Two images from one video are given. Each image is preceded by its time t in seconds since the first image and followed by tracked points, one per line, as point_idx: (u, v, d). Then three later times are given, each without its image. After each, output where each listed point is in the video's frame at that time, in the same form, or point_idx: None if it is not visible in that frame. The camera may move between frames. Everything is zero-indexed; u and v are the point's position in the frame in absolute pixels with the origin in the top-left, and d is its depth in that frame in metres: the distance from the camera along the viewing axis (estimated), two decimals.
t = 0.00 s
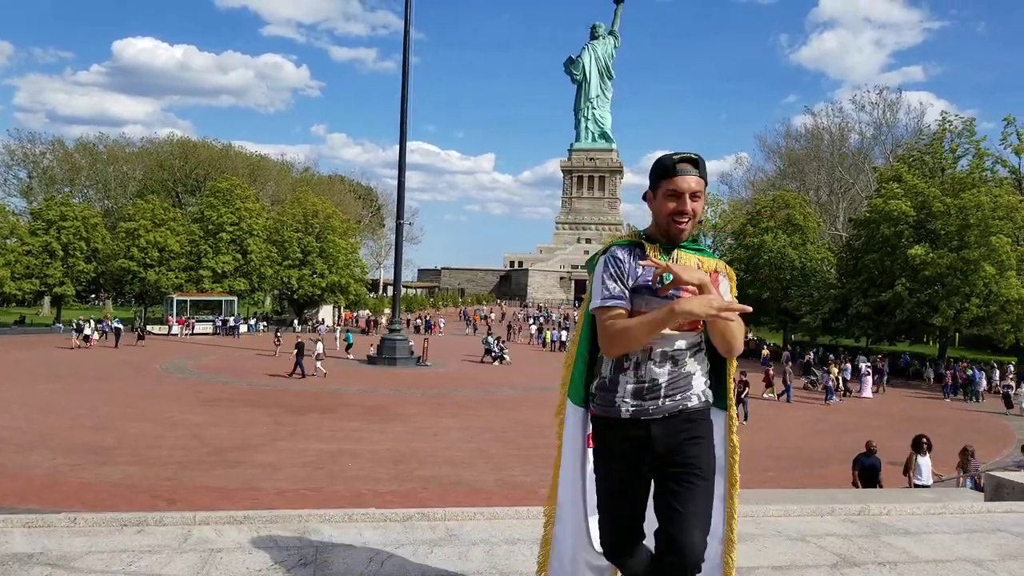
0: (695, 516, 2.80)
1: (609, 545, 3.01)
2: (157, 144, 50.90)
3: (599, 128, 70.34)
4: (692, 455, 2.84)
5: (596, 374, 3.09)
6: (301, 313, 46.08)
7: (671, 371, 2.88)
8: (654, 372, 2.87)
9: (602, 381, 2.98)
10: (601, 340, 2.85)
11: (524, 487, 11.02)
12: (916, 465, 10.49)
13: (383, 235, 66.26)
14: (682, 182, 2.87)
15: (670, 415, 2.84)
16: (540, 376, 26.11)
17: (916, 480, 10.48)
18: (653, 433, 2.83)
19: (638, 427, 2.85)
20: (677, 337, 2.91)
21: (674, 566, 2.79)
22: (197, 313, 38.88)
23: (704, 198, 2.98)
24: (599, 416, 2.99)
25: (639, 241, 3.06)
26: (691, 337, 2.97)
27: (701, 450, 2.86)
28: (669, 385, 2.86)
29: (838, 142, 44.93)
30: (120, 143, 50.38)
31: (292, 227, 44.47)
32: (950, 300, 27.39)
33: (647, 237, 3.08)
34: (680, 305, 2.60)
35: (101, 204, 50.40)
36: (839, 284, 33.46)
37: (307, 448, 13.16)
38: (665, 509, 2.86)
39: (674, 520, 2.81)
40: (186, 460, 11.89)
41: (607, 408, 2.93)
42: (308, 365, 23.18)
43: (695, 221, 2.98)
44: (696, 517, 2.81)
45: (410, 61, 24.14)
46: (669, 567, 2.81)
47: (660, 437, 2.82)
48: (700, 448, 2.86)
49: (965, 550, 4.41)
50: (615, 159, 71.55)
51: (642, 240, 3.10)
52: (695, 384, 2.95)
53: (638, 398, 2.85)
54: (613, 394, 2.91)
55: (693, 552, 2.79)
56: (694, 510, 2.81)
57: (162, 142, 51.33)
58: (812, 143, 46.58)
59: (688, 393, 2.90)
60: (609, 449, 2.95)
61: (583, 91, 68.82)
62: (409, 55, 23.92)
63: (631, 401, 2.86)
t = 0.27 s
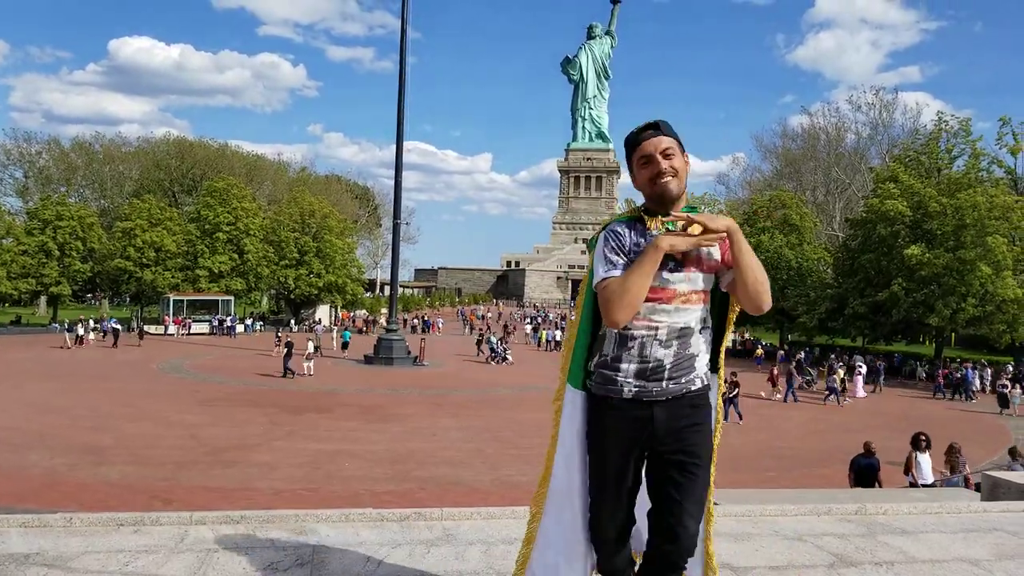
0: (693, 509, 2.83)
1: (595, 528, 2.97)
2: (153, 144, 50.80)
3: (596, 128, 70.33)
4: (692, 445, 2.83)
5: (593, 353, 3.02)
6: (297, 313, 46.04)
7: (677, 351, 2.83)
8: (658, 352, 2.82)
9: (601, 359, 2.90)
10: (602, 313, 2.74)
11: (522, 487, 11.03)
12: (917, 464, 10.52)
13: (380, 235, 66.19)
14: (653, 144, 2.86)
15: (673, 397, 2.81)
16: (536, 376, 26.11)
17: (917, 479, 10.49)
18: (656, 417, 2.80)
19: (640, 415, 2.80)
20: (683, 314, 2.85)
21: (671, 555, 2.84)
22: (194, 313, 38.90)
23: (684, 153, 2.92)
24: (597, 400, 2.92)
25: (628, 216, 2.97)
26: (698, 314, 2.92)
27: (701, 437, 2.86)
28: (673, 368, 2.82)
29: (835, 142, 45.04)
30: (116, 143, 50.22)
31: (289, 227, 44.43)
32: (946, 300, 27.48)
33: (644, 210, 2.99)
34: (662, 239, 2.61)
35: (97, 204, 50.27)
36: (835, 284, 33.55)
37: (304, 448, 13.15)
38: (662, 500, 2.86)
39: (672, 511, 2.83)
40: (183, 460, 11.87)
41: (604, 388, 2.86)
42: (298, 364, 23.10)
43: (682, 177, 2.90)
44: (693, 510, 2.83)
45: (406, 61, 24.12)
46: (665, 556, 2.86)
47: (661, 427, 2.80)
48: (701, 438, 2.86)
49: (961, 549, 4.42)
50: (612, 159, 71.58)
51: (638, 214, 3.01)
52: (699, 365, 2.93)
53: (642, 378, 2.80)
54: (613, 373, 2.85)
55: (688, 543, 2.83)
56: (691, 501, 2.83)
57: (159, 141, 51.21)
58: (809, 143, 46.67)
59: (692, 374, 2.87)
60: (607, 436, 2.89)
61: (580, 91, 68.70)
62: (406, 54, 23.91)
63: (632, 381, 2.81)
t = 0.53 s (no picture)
0: (701, 521, 2.88)
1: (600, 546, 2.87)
2: (155, 143, 50.85)
3: (598, 127, 70.30)
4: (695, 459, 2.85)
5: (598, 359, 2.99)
6: (299, 312, 46.09)
7: (682, 362, 2.81)
8: (664, 362, 2.80)
9: (606, 366, 2.89)
10: (603, 334, 2.76)
11: (523, 486, 11.04)
12: (926, 466, 10.50)
13: (381, 234, 66.19)
14: (648, 153, 2.78)
15: (678, 408, 2.81)
16: (537, 376, 26.10)
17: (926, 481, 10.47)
18: (664, 428, 2.81)
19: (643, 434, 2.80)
20: (687, 325, 2.82)
21: (678, 566, 2.92)
22: (195, 311, 38.99)
23: (682, 158, 2.86)
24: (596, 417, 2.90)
25: (628, 230, 2.97)
26: (702, 323, 2.88)
27: (708, 449, 2.87)
28: (680, 378, 2.81)
29: (838, 141, 44.96)
30: (118, 141, 50.25)
31: (291, 225, 44.47)
32: (949, 300, 27.45)
33: (644, 221, 2.96)
34: (656, 263, 2.57)
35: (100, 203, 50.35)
36: (838, 284, 33.51)
37: (305, 447, 13.16)
38: (670, 511, 2.91)
39: (682, 524, 2.90)
40: (185, 459, 11.88)
41: (610, 396, 2.83)
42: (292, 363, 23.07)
43: (680, 186, 2.86)
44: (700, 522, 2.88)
45: (408, 60, 24.12)
46: (671, 567, 2.94)
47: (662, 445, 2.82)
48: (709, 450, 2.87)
49: (964, 550, 4.42)
50: (614, 158, 71.52)
51: (639, 224, 2.99)
52: (704, 374, 2.91)
53: (646, 387, 2.79)
54: (618, 381, 2.83)
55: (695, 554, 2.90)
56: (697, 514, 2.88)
57: (161, 140, 51.26)
58: (812, 142, 46.60)
59: (698, 384, 2.87)
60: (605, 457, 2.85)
61: (582, 90, 68.62)
62: (408, 54, 23.90)
63: (639, 388, 2.80)
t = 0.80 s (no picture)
0: (711, 529, 2.65)
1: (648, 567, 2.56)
2: (156, 142, 50.89)
3: (599, 128, 70.30)
4: (703, 467, 2.65)
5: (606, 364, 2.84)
6: (301, 312, 46.16)
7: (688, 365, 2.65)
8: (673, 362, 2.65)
9: (613, 372, 2.72)
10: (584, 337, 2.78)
11: (523, 486, 11.04)
12: (934, 466, 10.49)
13: (383, 234, 66.21)
14: (649, 154, 2.73)
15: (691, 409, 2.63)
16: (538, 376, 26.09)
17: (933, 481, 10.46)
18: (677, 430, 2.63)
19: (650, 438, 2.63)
20: (688, 328, 2.68)
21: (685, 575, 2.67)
22: (197, 310, 39.04)
23: (685, 164, 2.78)
24: (609, 426, 2.73)
25: (629, 233, 2.88)
26: (707, 328, 2.73)
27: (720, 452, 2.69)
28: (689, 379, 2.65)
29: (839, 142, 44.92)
30: (120, 141, 50.29)
31: (292, 225, 44.53)
32: (951, 301, 27.44)
33: (642, 225, 2.86)
34: (648, 354, 2.54)
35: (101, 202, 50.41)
36: (839, 285, 33.53)
37: (306, 447, 13.16)
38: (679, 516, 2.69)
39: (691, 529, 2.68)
40: (185, 458, 11.89)
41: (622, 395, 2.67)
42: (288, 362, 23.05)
43: (680, 192, 2.79)
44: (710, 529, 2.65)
45: (410, 59, 24.10)
46: None
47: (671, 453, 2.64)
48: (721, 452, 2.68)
49: (965, 551, 4.42)
50: (615, 158, 71.50)
51: (637, 229, 2.88)
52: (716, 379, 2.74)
53: (656, 389, 2.62)
54: (628, 382, 2.67)
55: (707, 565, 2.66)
56: (708, 528, 2.65)
57: (162, 139, 51.29)
58: (813, 143, 46.57)
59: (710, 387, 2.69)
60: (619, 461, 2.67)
61: (583, 90, 68.56)
62: (409, 53, 23.88)
63: (651, 386, 2.62)
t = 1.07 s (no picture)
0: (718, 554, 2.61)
1: None
2: (157, 138, 50.87)
3: (600, 125, 70.24)
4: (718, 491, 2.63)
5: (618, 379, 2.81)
6: (301, 309, 46.21)
7: (697, 380, 2.61)
8: (679, 383, 2.61)
9: (625, 394, 2.71)
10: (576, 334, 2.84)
11: (524, 482, 11.04)
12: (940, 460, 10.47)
13: (383, 230, 66.20)
14: (667, 150, 2.71)
15: (706, 433, 2.60)
16: (538, 373, 26.08)
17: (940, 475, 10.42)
18: (693, 454, 2.58)
19: (664, 463, 2.57)
20: (694, 339, 2.63)
21: None
22: (197, 307, 39.05)
23: (703, 171, 2.76)
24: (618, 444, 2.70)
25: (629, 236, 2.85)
26: (716, 339, 2.68)
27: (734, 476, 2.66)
28: (700, 396, 2.61)
29: (840, 139, 44.86)
30: (120, 137, 50.25)
31: (293, 222, 44.51)
32: (951, 298, 27.43)
33: (644, 230, 2.81)
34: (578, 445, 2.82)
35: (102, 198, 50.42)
36: (840, 282, 33.54)
37: (307, 443, 13.16)
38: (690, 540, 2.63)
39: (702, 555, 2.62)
40: (186, 454, 11.89)
41: (633, 418, 2.63)
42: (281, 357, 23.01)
43: (691, 197, 2.74)
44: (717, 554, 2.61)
45: (410, 56, 24.06)
46: None
47: (684, 475, 2.59)
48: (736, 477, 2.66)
49: (964, 547, 4.42)
50: (616, 155, 71.42)
51: (640, 234, 2.83)
52: (730, 399, 2.70)
53: (668, 408, 2.59)
54: (639, 405, 2.64)
55: None
56: (715, 551, 2.62)
57: (163, 136, 51.27)
58: (814, 140, 46.50)
59: (723, 406, 2.65)
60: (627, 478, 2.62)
61: (584, 87, 68.44)
62: (410, 50, 23.84)
63: (662, 409, 2.60)
